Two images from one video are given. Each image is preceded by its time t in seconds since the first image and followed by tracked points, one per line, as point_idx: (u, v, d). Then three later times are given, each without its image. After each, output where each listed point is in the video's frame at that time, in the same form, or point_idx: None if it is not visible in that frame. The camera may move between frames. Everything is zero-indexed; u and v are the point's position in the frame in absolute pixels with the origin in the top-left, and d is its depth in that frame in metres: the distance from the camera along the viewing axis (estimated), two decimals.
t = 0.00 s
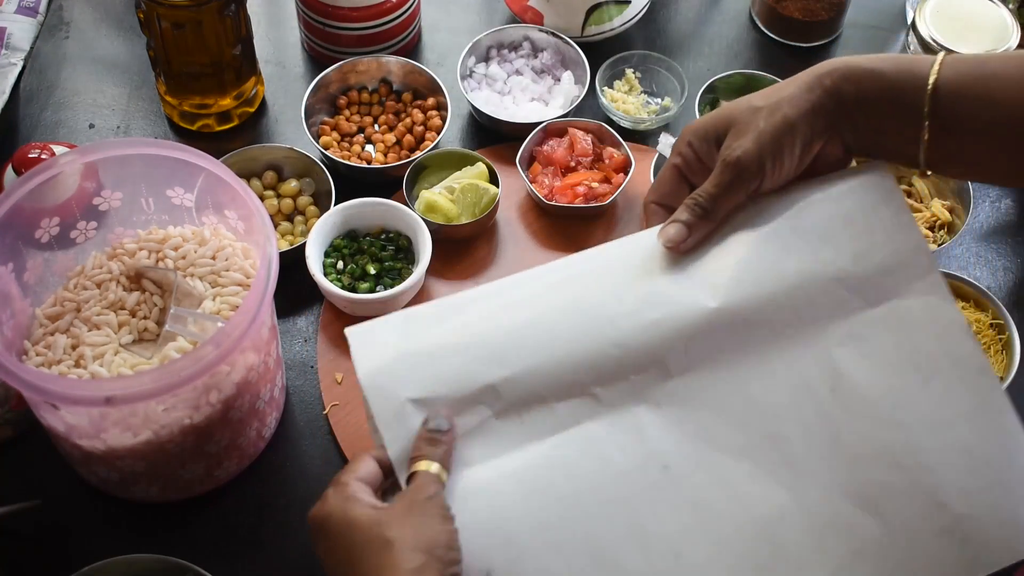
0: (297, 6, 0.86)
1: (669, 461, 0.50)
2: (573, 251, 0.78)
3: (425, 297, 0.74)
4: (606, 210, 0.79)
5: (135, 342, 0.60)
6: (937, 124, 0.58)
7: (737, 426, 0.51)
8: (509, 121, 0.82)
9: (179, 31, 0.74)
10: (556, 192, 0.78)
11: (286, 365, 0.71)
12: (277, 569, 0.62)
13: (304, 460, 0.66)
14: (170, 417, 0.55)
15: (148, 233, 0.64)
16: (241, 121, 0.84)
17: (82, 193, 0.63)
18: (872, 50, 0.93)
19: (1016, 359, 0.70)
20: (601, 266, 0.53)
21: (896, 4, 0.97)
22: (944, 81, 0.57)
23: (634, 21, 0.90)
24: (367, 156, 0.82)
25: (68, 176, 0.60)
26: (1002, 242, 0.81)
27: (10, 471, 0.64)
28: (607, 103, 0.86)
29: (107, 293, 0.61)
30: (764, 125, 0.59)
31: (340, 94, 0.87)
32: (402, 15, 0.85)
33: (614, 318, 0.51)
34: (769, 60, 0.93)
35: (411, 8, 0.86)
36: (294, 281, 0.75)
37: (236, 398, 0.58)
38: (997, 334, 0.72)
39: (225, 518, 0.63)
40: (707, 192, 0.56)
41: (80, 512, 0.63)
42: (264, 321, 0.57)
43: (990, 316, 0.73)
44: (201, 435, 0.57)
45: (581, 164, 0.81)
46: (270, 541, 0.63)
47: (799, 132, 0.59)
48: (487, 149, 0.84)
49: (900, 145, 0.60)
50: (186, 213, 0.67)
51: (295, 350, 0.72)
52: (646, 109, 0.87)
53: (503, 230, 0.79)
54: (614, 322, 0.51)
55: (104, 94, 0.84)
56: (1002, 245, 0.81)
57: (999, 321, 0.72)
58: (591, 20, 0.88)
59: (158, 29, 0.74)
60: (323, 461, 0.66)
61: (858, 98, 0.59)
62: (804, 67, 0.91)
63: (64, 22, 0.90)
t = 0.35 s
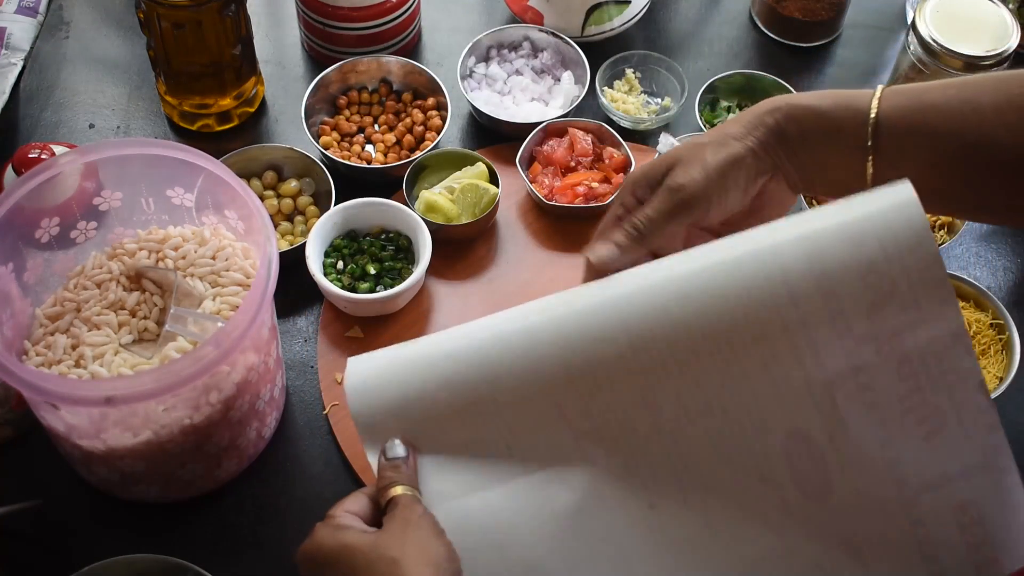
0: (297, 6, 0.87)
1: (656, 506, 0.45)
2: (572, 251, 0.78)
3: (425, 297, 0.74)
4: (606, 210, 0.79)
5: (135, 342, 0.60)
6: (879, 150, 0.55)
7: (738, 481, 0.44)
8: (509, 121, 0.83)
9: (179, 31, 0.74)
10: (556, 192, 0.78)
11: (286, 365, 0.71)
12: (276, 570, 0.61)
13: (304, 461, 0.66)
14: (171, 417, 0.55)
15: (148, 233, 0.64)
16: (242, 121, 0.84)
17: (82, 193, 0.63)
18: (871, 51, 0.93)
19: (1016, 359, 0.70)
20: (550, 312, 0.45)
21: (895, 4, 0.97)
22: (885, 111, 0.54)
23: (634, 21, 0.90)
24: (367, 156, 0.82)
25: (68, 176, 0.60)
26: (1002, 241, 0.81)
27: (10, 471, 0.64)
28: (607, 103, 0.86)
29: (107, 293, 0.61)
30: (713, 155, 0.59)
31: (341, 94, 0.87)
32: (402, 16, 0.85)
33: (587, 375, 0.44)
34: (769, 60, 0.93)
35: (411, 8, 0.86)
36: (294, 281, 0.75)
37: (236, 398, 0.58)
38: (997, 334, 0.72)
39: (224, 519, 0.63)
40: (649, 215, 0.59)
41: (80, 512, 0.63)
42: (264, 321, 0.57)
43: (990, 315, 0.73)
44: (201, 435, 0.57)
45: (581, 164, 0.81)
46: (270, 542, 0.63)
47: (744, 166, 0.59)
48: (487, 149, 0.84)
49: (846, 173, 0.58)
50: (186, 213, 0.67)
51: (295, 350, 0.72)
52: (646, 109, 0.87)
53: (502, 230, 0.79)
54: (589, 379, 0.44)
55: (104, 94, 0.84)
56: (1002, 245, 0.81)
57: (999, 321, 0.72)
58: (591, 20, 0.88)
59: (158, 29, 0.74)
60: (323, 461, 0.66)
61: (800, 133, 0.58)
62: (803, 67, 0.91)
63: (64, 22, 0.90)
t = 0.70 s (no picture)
0: (297, 6, 0.86)
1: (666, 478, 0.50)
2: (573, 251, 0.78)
3: (424, 297, 0.75)
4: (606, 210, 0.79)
5: (135, 342, 0.60)
6: (845, 148, 0.51)
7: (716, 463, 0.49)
8: (509, 121, 0.82)
9: (179, 31, 0.74)
10: (556, 192, 0.78)
11: (286, 365, 0.71)
12: (275, 569, 0.61)
13: (304, 461, 0.66)
14: (170, 417, 0.55)
15: (148, 233, 0.64)
16: (242, 121, 0.84)
17: (82, 193, 0.63)
18: (871, 50, 0.93)
19: (1016, 359, 0.70)
20: (555, 309, 0.51)
21: (896, 4, 0.97)
22: (842, 107, 0.50)
23: (634, 21, 0.90)
24: (367, 156, 0.82)
25: (68, 176, 0.60)
26: (1002, 241, 0.81)
27: (10, 472, 0.64)
28: (607, 103, 0.86)
29: (107, 293, 0.61)
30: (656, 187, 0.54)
31: (340, 94, 0.87)
32: (402, 16, 0.85)
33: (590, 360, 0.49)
34: (770, 60, 0.93)
35: (411, 8, 0.86)
36: (294, 281, 0.75)
37: (236, 398, 0.58)
38: (997, 334, 0.72)
39: (224, 518, 0.63)
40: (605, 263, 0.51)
41: (80, 512, 0.63)
42: (264, 321, 0.57)
43: (990, 316, 0.73)
44: (201, 435, 0.57)
45: (581, 163, 0.81)
46: (271, 543, 0.63)
47: (693, 185, 0.54)
48: (487, 149, 0.84)
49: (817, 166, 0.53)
50: (186, 213, 0.67)
51: (295, 350, 0.72)
52: (646, 108, 0.87)
53: (502, 230, 0.79)
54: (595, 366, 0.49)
55: (104, 94, 0.84)
56: (1002, 245, 0.81)
57: (998, 321, 0.72)
58: (591, 20, 0.88)
59: (158, 29, 0.74)
60: (323, 461, 0.66)
61: (756, 135, 0.52)
62: (804, 67, 0.91)
63: (64, 22, 0.90)
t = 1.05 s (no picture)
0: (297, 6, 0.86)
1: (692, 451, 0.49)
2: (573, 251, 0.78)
3: (425, 297, 0.75)
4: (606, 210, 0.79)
5: (135, 342, 0.60)
6: (841, 165, 0.52)
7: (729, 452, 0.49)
8: (510, 121, 0.82)
9: (179, 31, 0.74)
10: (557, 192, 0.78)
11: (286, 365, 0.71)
12: (276, 569, 0.61)
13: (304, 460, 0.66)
14: (171, 417, 0.55)
15: (148, 233, 0.64)
16: (242, 121, 0.84)
17: (82, 193, 0.63)
18: (872, 50, 0.93)
19: (1016, 358, 0.70)
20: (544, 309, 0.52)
21: (896, 3, 0.97)
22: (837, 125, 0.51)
23: (634, 21, 0.90)
24: (367, 156, 0.82)
25: (68, 176, 0.60)
26: (1002, 241, 0.81)
27: (10, 471, 0.64)
28: (607, 103, 0.86)
29: (107, 293, 0.61)
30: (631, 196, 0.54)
31: (341, 95, 0.87)
32: (402, 16, 0.85)
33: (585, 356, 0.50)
34: (770, 60, 0.93)
35: (411, 8, 0.86)
36: (294, 281, 0.75)
37: (236, 398, 0.58)
38: (998, 334, 0.72)
39: (224, 519, 0.63)
40: (581, 264, 0.52)
41: (80, 512, 0.63)
42: (264, 321, 0.57)
43: (990, 315, 0.73)
44: (202, 435, 0.57)
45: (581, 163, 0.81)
46: (271, 543, 0.63)
47: (677, 202, 0.54)
48: (487, 149, 0.84)
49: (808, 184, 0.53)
50: (186, 213, 0.67)
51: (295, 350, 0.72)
52: (646, 108, 0.87)
53: (503, 230, 0.79)
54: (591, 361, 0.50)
55: (104, 94, 0.84)
56: (1003, 245, 0.81)
57: (999, 321, 0.72)
58: (591, 20, 0.88)
59: (158, 29, 0.74)
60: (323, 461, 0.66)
61: (745, 150, 0.53)
62: (804, 67, 0.91)
63: (64, 22, 0.90)
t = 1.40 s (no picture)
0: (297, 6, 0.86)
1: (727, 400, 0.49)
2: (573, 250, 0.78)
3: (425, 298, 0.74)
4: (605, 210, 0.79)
5: (135, 342, 0.60)
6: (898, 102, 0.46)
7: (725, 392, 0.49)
8: (509, 121, 0.83)
9: (179, 31, 0.74)
10: (556, 192, 0.79)
11: (286, 365, 0.71)
12: (276, 569, 0.61)
13: (304, 460, 0.66)
14: (171, 417, 0.55)
15: (148, 233, 0.64)
16: (242, 121, 0.84)
17: (82, 193, 0.63)
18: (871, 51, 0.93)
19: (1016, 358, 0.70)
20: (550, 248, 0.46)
21: (896, 4, 0.97)
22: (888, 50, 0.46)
23: (634, 21, 0.90)
24: (367, 156, 0.82)
25: (68, 176, 0.60)
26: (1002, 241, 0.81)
27: (9, 471, 0.64)
28: (607, 103, 0.86)
29: (107, 293, 0.61)
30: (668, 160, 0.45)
31: (341, 94, 0.87)
32: (402, 16, 0.85)
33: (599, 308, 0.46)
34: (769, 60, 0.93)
35: (411, 8, 0.86)
36: (294, 282, 0.75)
37: (236, 398, 0.58)
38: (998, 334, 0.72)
39: (224, 519, 0.63)
40: (631, 234, 0.46)
41: (80, 512, 0.63)
42: (264, 321, 0.57)
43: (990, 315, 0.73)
44: (202, 435, 0.57)
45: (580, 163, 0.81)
46: (271, 542, 0.63)
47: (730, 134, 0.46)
48: (487, 149, 0.84)
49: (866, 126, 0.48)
50: (186, 213, 0.67)
51: (295, 350, 0.72)
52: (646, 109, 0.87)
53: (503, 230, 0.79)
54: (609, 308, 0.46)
55: (104, 94, 0.84)
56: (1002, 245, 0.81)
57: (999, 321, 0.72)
58: (590, 20, 0.88)
59: (158, 29, 0.74)
60: (323, 461, 0.66)
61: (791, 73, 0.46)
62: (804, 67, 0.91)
63: (64, 22, 0.90)
